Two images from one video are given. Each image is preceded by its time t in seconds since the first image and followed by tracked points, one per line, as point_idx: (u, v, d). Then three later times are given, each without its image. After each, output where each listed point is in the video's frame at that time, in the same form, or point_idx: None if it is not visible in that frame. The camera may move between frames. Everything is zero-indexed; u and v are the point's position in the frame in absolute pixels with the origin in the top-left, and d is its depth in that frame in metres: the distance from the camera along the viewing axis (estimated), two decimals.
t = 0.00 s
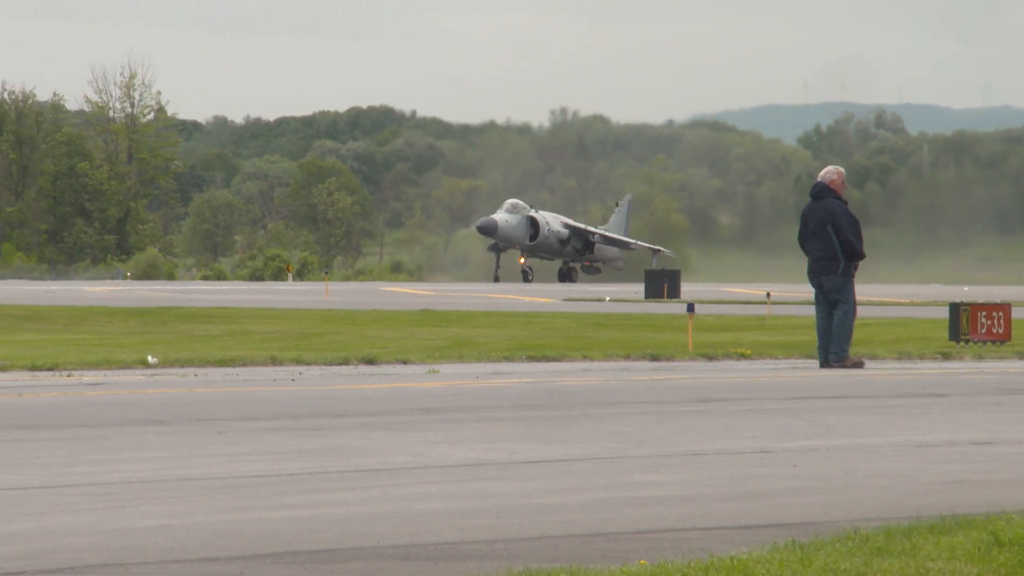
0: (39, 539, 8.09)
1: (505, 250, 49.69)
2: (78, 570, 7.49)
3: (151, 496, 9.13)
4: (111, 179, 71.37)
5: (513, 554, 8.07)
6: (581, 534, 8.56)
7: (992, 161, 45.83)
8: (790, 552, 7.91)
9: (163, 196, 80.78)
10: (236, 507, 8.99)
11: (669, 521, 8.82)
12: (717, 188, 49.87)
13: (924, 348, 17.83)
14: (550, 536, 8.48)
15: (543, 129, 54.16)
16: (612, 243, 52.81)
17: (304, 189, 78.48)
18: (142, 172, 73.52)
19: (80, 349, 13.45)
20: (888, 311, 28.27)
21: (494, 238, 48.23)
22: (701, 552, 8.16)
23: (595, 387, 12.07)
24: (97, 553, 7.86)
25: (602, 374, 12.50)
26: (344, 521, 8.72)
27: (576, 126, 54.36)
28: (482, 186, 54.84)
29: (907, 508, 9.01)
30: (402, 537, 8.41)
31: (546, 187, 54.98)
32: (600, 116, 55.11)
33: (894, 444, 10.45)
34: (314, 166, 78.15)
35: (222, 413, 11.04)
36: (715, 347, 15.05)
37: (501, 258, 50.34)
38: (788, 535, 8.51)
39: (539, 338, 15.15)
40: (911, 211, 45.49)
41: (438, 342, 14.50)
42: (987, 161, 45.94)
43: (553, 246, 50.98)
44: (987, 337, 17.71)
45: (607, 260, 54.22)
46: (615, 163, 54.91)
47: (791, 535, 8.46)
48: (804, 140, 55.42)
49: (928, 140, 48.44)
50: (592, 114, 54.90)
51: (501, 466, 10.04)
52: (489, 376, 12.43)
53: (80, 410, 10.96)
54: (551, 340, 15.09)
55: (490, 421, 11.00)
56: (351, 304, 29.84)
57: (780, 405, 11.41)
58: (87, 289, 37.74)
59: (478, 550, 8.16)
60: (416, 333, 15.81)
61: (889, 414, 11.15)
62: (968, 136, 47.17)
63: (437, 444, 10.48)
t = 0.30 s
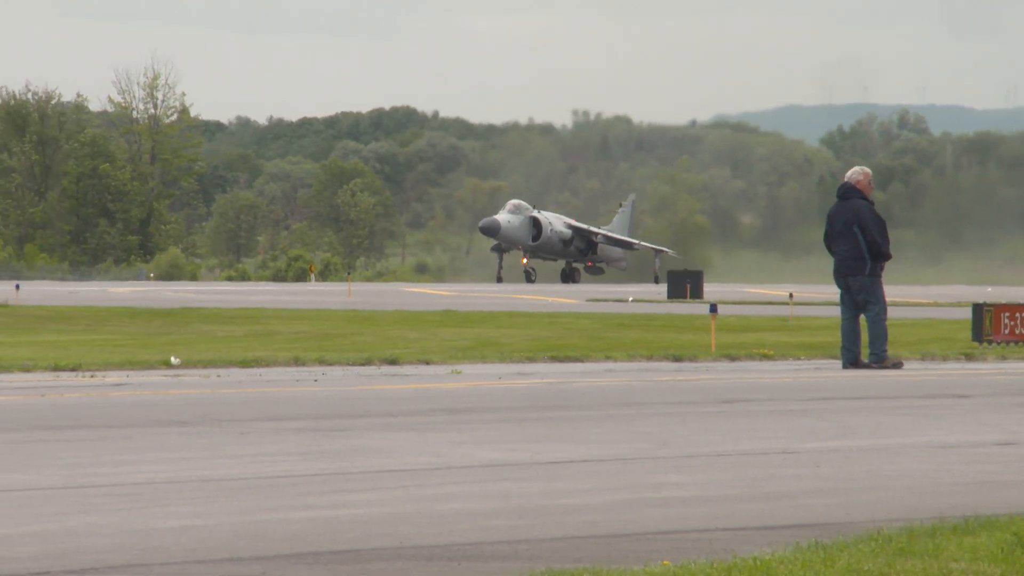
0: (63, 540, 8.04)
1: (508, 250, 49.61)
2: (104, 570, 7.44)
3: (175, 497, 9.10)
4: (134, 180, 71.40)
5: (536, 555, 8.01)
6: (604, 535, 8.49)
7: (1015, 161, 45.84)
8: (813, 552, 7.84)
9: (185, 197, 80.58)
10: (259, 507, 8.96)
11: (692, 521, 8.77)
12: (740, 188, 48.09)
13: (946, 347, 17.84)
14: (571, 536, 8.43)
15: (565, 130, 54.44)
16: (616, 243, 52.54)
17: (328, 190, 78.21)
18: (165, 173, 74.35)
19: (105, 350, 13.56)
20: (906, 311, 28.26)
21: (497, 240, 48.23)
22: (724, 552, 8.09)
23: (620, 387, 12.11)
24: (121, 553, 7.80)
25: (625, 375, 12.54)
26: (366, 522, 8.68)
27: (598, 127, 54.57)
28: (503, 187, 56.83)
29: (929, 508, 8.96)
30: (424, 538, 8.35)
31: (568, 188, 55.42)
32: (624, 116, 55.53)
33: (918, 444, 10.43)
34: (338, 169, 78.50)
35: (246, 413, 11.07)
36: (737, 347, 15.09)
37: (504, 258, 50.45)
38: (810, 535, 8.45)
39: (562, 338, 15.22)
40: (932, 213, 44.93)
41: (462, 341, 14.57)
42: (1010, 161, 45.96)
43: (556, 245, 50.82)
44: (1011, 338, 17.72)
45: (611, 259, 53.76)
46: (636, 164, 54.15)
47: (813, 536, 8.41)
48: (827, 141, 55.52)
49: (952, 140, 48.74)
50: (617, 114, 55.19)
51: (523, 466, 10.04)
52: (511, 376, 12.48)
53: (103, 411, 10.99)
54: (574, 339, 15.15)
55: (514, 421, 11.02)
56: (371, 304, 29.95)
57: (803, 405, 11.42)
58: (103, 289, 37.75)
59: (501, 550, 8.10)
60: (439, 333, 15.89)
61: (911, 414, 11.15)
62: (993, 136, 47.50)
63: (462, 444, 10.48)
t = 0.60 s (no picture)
0: (80, 540, 8.00)
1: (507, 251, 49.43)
2: (122, 571, 7.40)
3: (191, 497, 9.07)
4: (150, 180, 70.85)
5: (553, 556, 7.97)
6: (620, 536, 8.44)
7: None
8: (830, 554, 7.78)
9: (201, 198, 80.36)
10: (274, 508, 8.93)
11: (709, 523, 8.73)
12: (757, 191, 48.65)
13: (963, 349, 17.83)
14: (588, 538, 8.39)
15: (583, 132, 54.88)
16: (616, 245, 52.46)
17: (344, 192, 77.79)
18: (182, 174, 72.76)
19: (124, 352, 13.62)
20: (921, 313, 28.15)
21: (494, 241, 47.90)
22: (741, 553, 8.05)
23: (637, 389, 12.12)
24: (137, 554, 7.76)
25: (641, 377, 12.55)
26: (382, 523, 8.64)
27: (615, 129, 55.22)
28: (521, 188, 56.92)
29: (946, 510, 8.92)
30: (440, 539, 8.31)
31: (585, 189, 54.98)
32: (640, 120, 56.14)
33: (934, 446, 10.41)
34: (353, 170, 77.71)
35: (263, 414, 11.06)
36: (754, 348, 15.09)
37: (501, 258, 50.17)
38: (827, 536, 8.41)
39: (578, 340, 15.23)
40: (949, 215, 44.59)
41: (478, 342, 14.58)
42: None
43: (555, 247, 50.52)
44: None
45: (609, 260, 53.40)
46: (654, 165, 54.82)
47: (830, 537, 8.36)
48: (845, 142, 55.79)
49: (969, 143, 49.25)
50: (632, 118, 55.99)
51: (539, 468, 10.02)
52: (527, 378, 12.50)
53: (118, 412, 11.01)
54: (590, 340, 15.16)
55: (531, 423, 11.01)
56: (382, 305, 30.00)
57: (820, 407, 11.42)
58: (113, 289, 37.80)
59: (518, 551, 8.06)
60: (455, 335, 15.90)
61: (927, 416, 11.14)
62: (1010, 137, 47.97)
63: (479, 446, 10.46)
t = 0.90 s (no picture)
0: (105, 540, 7.94)
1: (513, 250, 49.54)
2: (147, 570, 7.33)
3: (215, 496, 9.05)
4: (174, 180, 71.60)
5: (576, 555, 7.91)
6: (644, 535, 8.39)
7: None
8: (854, 553, 7.72)
9: (224, 197, 80.91)
10: (300, 506, 8.89)
11: (733, 522, 8.68)
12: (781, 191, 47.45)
13: (989, 348, 17.81)
14: (611, 537, 8.33)
15: (607, 131, 54.69)
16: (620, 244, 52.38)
17: (368, 191, 78.96)
18: (206, 174, 73.67)
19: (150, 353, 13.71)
20: (943, 313, 28.08)
21: (499, 240, 48.15)
22: (766, 553, 7.99)
23: (661, 389, 12.14)
24: (161, 553, 7.71)
25: (665, 377, 12.59)
26: (406, 522, 8.60)
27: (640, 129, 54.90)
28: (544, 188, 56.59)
29: (971, 510, 8.86)
30: (464, 538, 8.25)
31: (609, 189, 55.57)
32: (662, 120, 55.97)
33: (958, 446, 10.39)
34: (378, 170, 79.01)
35: (288, 414, 11.08)
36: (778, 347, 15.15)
37: (513, 258, 50.26)
38: (852, 536, 8.35)
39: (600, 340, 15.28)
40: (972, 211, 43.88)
41: (501, 342, 14.63)
42: None
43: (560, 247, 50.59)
44: None
45: (612, 258, 53.45)
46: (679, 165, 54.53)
47: (855, 537, 8.30)
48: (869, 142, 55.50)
49: (993, 143, 49.39)
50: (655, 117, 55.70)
51: (564, 467, 10.00)
52: (551, 377, 12.54)
53: (144, 412, 11.05)
54: (613, 340, 15.20)
55: (556, 423, 11.02)
56: (400, 304, 30.13)
57: (844, 408, 11.42)
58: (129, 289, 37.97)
59: (542, 550, 8.00)
60: (478, 334, 15.95)
61: (951, 416, 11.13)
62: None
63: (504, 446, 10.46)
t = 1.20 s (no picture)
0: (127, 540, 7.91)
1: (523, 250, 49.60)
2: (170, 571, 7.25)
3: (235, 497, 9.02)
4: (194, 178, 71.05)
5: (597, 557, 7.86)
6: (666, 537, 8.35)
7: None
8: (875, 555, 7.67)
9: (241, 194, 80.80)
10: (320, 509, 8.84)
11: (753, 524, 8.64)
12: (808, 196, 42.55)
13: (1008, 350, 17.80)
14: (632, 539, 8.29)
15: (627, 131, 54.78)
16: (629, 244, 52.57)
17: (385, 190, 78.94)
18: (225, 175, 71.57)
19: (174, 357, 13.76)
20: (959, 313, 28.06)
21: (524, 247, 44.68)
22: (787, 554, 7.94)
23: (681, 393, 12.17)
24: (181, 553, 7.65)
25: (684, 380, 12.63)
26: (426, 524, 8.57)
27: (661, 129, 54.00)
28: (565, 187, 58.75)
29: (991, 512, 8.82)
30: (485, 540, 8.21)
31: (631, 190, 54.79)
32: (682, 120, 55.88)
33: (977, 449, 10.36)
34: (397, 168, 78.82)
35: (311, 417, 11.11)
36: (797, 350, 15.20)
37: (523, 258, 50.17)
38: (873, 537, 8.31)
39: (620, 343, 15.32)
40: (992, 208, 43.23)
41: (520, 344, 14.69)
42: None
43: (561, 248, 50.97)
44: None
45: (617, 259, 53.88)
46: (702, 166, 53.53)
47: (876, 539, 8.25)
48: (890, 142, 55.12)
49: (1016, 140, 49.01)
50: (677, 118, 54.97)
51: (585, 469, 9.99)
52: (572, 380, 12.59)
53: (168, 415, 11.07)
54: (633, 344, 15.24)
55: (578, 426, 11.04)
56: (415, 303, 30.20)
57: (864, 411, 11.43)
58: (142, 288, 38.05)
59: (563, 551, 7.95)
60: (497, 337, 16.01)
61: (970, 418, 11.13)
62: None
63: (525, 448, 10.46)
